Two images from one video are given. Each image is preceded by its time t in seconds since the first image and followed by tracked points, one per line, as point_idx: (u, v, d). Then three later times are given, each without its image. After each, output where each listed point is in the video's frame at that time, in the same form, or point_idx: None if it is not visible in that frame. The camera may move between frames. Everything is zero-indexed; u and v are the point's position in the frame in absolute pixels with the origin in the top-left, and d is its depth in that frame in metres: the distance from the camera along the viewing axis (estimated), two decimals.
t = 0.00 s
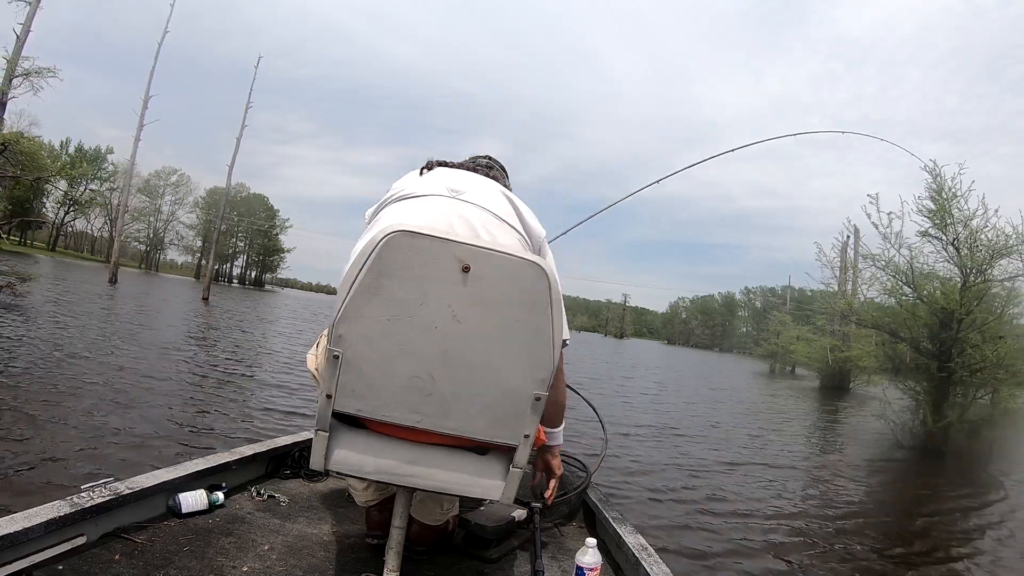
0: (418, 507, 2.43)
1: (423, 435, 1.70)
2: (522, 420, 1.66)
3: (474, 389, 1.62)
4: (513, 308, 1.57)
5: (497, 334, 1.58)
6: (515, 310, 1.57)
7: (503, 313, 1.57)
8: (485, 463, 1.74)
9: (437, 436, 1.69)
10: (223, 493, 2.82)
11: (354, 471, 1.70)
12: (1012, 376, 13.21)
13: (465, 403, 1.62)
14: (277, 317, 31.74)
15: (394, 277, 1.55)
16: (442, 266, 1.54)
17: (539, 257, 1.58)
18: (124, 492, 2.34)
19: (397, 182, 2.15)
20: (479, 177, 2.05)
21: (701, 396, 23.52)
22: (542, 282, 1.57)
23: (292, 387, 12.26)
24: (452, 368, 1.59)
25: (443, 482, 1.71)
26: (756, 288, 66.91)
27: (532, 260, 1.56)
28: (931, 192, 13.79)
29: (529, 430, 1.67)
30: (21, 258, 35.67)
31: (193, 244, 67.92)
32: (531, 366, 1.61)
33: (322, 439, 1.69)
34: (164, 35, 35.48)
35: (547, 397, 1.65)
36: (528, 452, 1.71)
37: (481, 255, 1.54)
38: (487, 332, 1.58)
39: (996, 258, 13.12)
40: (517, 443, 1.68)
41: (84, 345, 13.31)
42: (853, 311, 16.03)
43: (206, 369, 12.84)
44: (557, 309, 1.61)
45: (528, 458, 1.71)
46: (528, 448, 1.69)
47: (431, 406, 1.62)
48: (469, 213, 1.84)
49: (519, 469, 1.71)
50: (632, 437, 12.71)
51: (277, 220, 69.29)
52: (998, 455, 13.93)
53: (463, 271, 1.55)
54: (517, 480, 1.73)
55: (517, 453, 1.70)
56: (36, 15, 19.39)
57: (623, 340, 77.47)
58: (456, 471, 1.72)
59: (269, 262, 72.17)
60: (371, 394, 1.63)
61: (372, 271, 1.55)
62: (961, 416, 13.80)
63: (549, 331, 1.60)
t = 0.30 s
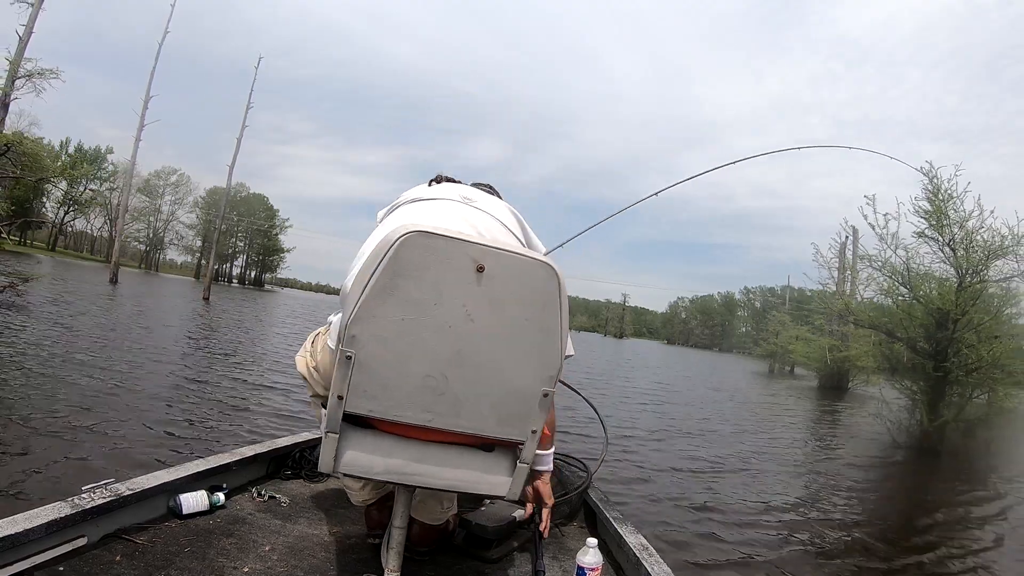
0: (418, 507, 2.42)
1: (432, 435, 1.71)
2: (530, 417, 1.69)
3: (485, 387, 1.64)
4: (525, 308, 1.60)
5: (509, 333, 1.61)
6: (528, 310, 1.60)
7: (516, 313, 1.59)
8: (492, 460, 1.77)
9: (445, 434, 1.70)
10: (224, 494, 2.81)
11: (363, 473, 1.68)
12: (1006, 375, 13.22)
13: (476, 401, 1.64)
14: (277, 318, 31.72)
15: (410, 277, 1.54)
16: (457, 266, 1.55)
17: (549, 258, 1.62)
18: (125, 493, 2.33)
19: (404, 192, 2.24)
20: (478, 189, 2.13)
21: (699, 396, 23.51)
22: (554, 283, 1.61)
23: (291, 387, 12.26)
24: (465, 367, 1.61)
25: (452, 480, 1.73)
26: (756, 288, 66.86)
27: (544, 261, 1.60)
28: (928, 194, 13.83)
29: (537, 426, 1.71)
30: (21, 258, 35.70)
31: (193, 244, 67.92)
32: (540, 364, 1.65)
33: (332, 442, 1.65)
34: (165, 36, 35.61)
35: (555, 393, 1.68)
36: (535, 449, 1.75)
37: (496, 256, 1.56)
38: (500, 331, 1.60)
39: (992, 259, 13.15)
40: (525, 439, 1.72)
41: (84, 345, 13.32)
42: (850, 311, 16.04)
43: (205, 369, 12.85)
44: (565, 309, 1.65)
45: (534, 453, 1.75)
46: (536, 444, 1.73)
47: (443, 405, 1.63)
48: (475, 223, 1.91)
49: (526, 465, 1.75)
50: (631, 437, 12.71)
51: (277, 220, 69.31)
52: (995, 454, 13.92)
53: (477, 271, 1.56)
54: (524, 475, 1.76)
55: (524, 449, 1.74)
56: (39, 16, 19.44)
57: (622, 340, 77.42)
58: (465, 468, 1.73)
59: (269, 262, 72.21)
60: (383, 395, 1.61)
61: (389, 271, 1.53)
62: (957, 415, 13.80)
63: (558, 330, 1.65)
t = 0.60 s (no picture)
0: (418, 507, 2.42)
1: (438, 436, 1.71)
2: (537, 417, 1.70)
3: (494, 389, 1.64)
4: (535, 311, 1.61)
5: (518, 333, 1.61)
6: (538, 313, 1.61)
7: (525, 315, 1.60)
8: (497, 460, 1.77)
9: (451, 435, 1.70)
10: (224, 495, 2.81)
11: (369, 475, 1.68)
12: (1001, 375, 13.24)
13: (485, 401, 1.64)
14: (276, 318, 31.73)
15: (422, 280, 1.53)
16: (469, 269, 1.55)
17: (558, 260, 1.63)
18: (125, 495, 2.33)
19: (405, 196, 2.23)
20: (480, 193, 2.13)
21: (696, 395, 23.53)
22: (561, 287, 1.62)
23: (291, 387, 12.27)
24: (474, 369, 1.61)
25: (457, 481, 1.73)
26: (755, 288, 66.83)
27: (552, 265, 1.60)
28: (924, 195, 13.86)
29: (543, 426, 1.72)
30: (21, 258, 35.72)
31: (193, 244, 67.94)
32: (548, 365, 1.66)
33: (339, 444, 1.65)
34: (165, 37, 35.63)
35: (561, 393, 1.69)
36: (540, 448, 1.75)
37: (507, 258, 1.56)
38: (510, 333, 1.61)
39: (988, 259, 13.18)
40: (531, 439, 1.73)
41: (83, 344, 13.33)
42: (847, 312, 16.05)
43: (205, 369, 12.86)
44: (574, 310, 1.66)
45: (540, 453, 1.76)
46: (541, 444, 1.74)
47: (452, 406, 1.63)
48: (481, 226, 1.92)
49: (531, 465, 1.76)
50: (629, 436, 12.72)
51: (277, 220, 69.32)
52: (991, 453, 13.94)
53: (489, 273, 1.56)
54: (528, 475, 1.78)
55: (529, 449, 1.75)
56: (40, 17, 19.49)
57: (621, 340, 77.46)
58: (471, 468, 1.74)
59: (268, 261, 72.22)
60: (394, 397, 1.61)
61: (402, 272, 1.52)
62: (954, 414, 13.81)
63: (566, 332, 1.66)
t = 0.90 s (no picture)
0: (421, 505, 2.40)
1: (427, 434, 1.71)
2: (526, 416, 1.69)
3: (482, 385, 1.64)
4: (519, 307, 1.60)
5: (502, 329, 1.61)
6: (521, 308, 1.60)
7: (509, 310, 1.60)
8: (489, 459, 1.77)
9: (441, 434, 1.70)
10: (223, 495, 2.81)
11: (359, 472, 1.69)
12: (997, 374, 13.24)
13: (471, 398, 1.64)
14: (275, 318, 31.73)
15: (403, 276, 1.55)
16: (450, 264, 1.56)
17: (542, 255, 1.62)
18: (124, 494, 2.33)
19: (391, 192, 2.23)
20: (466, 180, 2.10)
21: (695, 395, 23.54)
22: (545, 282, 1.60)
23: (290, 386, 12.27)
24: (458, 365, 1.62)
25: (447, 479, 1.72)
26: (754, 288, 66.80)
27: (536, 260, 1.59)
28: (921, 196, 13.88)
29: (533, 425, 1.71)
30: (20, 258, 35.69)
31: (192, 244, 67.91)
32: (535, 361, 1.65)
33: (328, 440, 1.67)
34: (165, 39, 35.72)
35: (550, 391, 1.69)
36: (531, 447, 1.74)
37: (488, 253, 1.56)
38: (493, 327, 1.60)
39: (984, 260, 13.20)
40: (522, 437, 1.72)
41: (82, 344, 13.33)
42: (845, 312, 16.06)
43: (204, 369, 12.87)
44: (561, 305, 1.65)
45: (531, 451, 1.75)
46: (532, 442, 1.73)
47: (436, 403, 1.64)
48: (464, 219, 1.91)
49: (522, 464, 1.75)
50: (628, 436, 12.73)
51: (276, 220, 69.30)
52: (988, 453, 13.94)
53: (470, 269, 1.56)
54: (521, 474, 1.76)
55: (520, 449, 1.74)
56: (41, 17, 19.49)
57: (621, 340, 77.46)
58: (462, 467, 1.73)
59: (268, 261, 72.22)
60: (378, 394, 1.63)
61: (382, 269, 1.54)
62: (950, 414, 13.82)
63: (552, 328, 1.65)
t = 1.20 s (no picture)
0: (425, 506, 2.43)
1: (396, 432, 1.72)
2: (490, 417, 1.60)
3: (436, 382, 1.62)
4: (465, 296, 1.57)
5: (451, 321, 1.58)
6: (468, 299, 1.57)
7: (455, 301, 1.58)
8: (463, 463, 1.69)
9: (409, 431, 1.70)
10: (222, 493, 2.81)
11: (333, 466, 1.77)
12: (994, 374, 13.26)
13: (427, 395, 1.62)
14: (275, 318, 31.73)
15: (351, 271, 1.64)
16: (394, 258, 1.60)
17: (489, 243, 1.58)
18: (124, 492, 2.34)
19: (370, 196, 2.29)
20: (441, 157, 2.01)
21: (694, 395, 23.57)
22: (491, 270, 1.54)
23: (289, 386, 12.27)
24: (411, 359, 1.62)
25: (417, 481, 1.70)
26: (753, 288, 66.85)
27: (481, 248, 1.56)
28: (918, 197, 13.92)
29: (498, 428, 1.61)
30: (20, 258, 35.68)
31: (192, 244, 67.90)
32: (491, 356, 1.58)
33: (303, 432, 1.80)
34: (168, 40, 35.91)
35: (514, 391, 1.59)
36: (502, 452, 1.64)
37: (429, 244, 1.57)
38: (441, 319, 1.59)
39: (981, 261, 13.23)
40: (488, 442, 1.62)
41: (82, 343, 13.35)
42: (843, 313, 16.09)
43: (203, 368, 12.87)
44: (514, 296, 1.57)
45: (501, 457, 1.64)
46: (500, 447, 1.62)
47: (395, 400, 1.65)
48: (428, 207, 1.86)
49: (494, 471, 1.64)
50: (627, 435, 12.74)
51: (276, 220, 69.32)
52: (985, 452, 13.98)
53: (413, 261, 1.59)
54: (492, 481, 1.65)
55: (490, 454, 1.64)
56: (44, 18, 19.55)
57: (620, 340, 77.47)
58: (432, 468, 1.70)
59: (269, 261, 72.27)
60: (338, 388, 1.70)
61: (333, 266, 1.65)
62: (946, 413, 13.81)
63: (506, 320, 1.57)
